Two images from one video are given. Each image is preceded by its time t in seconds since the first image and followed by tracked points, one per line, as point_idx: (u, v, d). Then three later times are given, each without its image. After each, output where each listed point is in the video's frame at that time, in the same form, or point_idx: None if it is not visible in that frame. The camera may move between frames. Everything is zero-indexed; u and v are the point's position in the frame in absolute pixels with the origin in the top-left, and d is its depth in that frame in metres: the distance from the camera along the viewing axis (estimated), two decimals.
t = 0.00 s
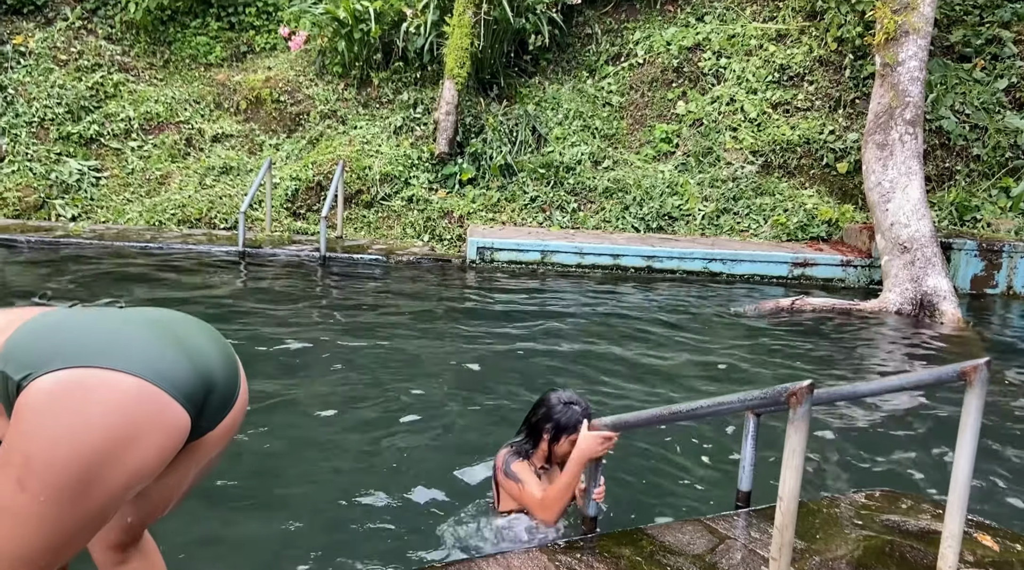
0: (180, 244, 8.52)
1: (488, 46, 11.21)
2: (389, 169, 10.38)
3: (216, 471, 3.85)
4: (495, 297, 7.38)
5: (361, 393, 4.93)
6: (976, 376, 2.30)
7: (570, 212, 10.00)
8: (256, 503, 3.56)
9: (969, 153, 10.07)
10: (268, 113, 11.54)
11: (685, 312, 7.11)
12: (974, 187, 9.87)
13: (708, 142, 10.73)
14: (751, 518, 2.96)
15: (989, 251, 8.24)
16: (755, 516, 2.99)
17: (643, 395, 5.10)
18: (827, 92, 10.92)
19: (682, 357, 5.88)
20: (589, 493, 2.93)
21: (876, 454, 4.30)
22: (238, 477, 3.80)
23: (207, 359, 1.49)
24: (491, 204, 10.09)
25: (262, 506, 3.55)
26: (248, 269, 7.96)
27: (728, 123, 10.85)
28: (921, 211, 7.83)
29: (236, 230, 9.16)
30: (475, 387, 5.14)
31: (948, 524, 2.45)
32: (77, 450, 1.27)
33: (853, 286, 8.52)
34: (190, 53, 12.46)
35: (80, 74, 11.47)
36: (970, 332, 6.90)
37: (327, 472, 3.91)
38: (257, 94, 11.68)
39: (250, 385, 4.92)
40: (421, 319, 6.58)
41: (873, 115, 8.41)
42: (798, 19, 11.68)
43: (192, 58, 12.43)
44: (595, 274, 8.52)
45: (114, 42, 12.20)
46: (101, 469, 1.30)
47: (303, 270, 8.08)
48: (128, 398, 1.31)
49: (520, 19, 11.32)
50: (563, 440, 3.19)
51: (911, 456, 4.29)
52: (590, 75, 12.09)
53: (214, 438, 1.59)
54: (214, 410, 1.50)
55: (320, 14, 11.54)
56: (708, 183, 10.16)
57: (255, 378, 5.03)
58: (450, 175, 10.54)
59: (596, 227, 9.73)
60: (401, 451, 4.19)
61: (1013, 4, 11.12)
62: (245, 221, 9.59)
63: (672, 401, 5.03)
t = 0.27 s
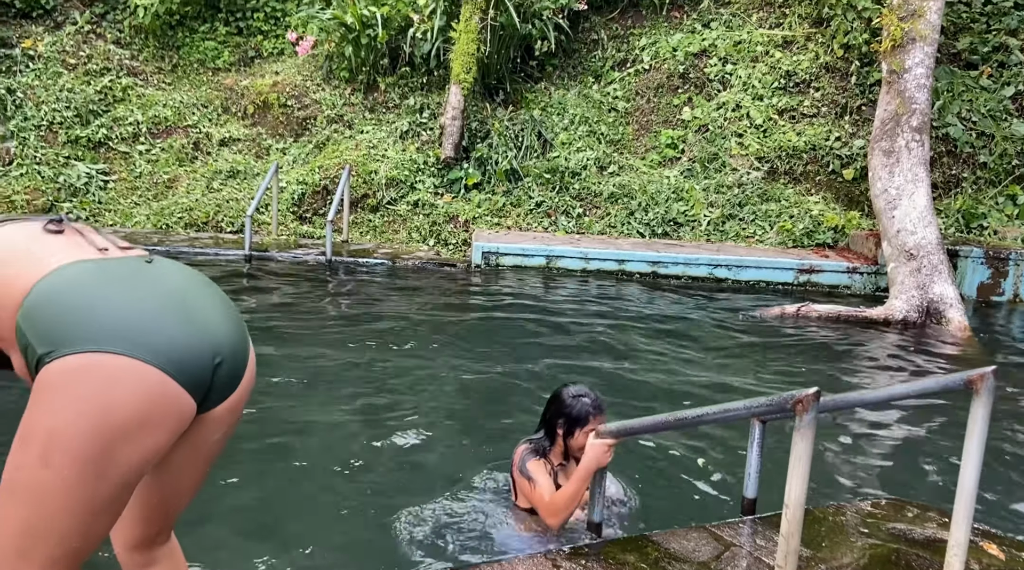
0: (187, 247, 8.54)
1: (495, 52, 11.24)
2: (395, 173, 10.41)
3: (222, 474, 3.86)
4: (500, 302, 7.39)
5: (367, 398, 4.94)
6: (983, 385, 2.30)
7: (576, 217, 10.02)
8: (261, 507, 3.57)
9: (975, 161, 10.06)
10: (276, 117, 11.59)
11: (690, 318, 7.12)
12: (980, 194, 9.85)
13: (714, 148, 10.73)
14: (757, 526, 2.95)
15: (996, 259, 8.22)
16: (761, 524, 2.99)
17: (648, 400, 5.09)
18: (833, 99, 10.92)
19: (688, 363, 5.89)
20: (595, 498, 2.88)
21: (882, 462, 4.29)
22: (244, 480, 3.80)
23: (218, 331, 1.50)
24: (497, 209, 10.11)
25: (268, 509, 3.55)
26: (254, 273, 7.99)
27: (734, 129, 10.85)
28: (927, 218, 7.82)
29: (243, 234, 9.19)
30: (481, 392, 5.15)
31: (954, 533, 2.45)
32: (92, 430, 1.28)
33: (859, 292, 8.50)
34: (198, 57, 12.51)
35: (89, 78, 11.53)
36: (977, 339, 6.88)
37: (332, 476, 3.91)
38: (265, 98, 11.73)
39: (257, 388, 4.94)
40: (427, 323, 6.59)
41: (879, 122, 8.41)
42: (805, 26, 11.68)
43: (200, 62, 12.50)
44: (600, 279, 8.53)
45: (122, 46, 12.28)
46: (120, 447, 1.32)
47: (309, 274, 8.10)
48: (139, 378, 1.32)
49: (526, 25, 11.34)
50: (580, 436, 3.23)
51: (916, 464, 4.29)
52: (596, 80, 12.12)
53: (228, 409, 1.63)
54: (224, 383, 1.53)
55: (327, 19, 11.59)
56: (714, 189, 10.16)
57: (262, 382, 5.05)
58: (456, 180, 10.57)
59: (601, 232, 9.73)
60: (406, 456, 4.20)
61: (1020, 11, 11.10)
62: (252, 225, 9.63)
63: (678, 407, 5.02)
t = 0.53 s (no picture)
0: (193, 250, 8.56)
1: (501, 56, 11.24)
2: (401, 177, 10.41)
3: (225, 476, 3.85)
4: (506, 306, 7.38)
5: (372, 401, 4.94)
6: (991, 393, 2.27)
7: (581, 222, 10.00)
8: (264, 509, 3.56)
9: (984, 167, 10.02)
10: (282, 120, 11.61)
11: (695, 323, 7.10)
12: (989, 201, 9.80)
13: (721, 153, 10.70)
14: (763, 533, 2.93)
15: (1004, 266, 8.18)
16: (767, 530, 2.96)
17: (653, 405, 5.07)
18: (841, 104, 10.89)
19: (693, 368, 5.86)
20: (601, 500, 2.84)
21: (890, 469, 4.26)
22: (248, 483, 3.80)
23: (219, 324, 1.68)
24: (503, 213, 10.10)
25: (271, 512, 3.54)
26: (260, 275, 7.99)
27: (741, 135, 10.83)
28: (935, 224, 7.78)
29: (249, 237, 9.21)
30: (486, 396, 5.13)
31: (962, 540, 2.42)
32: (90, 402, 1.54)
33: (867, 299, 8.46)
34: (205, 60, 12.55)
35: (96, 81, 11.58)
36: (985, 346, 6.84)
37: (336, 479, 3.90)
38: (272, 101, 11.76)
39: (262, 392, 4.94)
40: (431, 327, 6.58)
41: (887, 128, 8.39)
42: (812, 31, 11.65)
43: (207, 65, 12.54)
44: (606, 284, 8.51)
45: (130, 49, 12.33)
46: (111, 429, 1.56)
47: (314, 277, 8.10)
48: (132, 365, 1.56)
49: (533, 29, 11.34)
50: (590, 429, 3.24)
51: (924, 472, 4.25)
52: (603, 85, 12.12)
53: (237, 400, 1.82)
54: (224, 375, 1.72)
55: (334, 23, 11.61)
56: (720, 194, 10.13)
57: (267, 385, 5.05)
58: (462, 184, 10.57)
59: (607, 237, 9.72)
60: (411, 459, 4.18)
61: None
62: (258, 228, 9.64)
63: (684, 413, 5.00)
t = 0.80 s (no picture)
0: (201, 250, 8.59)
1: (509, 59, 11.25)
2: (409, 180, 10.43)
3: (231, 476, 3.85)
4: (512, 309, 7.38)
5: (378, 403, 4.94)
6: (1000, 399, 2.26)
7: (588, 225, 10.00)
8: (271, 509, 3.57)
9: (993, 172, 9.98)
10: (291, 123, 11.65)
11: (702, 327, 7.08)
12: (998, 207, 9.75)
13: (729, 157, 10.69)
14: (769, 538, 2.91)
15: (1014, 271, 8.13)
16: (773, 535, 2.95)
17: (660, 409, 5.06)
18: (850, 109, 10.86)
19: (700, 372, 5.85)
20: (607, 504, 2.83)
21: (898, 475, 4.24)
22: (254, 483, 3.80)
23: (196, 306, 1.80)
24: (510, 216, 10.11)
25: (277, 513, 3.54)
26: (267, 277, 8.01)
27: (749, 139, 10.81)
28: (944, 229, 7.75)
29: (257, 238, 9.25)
30: (492, 398, 5.13)
31: (970, 547, 2.41)
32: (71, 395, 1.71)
33: (875, 304, 8.43)
34: (215, 63, 12.61)
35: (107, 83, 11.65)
36: (993, 352, 6.80)
37: (343, 480, 3.90)
38: (281, 104, 11.80)
39: (268, 393, 4.95)
40: (438, 329, 6.58)
41: (896, 132, 8.37)
42: (821, 35, 11.63)
43: (217, 68, 12.60)
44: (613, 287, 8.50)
45: (141, 51, 12.40)
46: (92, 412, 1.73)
47: (321, 279, 8.12)
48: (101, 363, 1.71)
49: (541, 33, 11.35)
50: (604, 419, 3.22)
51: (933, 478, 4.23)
52: (611, 88, 12.13)
53: (231, 369, 1.93)
54: (208, 350, 1.84)
55: (343, 26, 11.64)
56: (728, 199, 10.11)
57: (274, 386, 5.06)
58: (469, 187, 10.59)
59: (614, 241, 9.71)
60: (416, 461, 4.18)
61: None
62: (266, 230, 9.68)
63: (690, 417, 4.99)
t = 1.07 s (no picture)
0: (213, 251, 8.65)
1: (520, 60, 11.25)
2: (419, 180, 10.45)
3: (241, 477, 3.86)
4: (522, 310, 7.38)
5: (387, 403, 4.95)
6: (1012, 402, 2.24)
7: (598, 226, 9.99)
8: (282, 509, 3.59)
9: (1007, 174, 9.92)
10: (302, 123, 11.69)
11: (711, 329, 7.06)
12: (1012, 209, 9.69)
13: (740, 158, 10.66)
14: (780, 541, 2.90)
15: None
16: (783, 538, 2.94)
17: (669, 411, 5.05)
18: (861, 110, 10.81)
19: (709, 374, 5.83)
20: (615, 504, 2.82)
21: (909, 478, 4.21)
22: (263, 485, 3.81)
23: (181, 307, 1.90)
24: (520, 217, 10.11)
25: (286, 513, 3.55)
26: (278, 277, 8.05)
27: (760, 140, 10.78)
28: (957, 232, 7.70)
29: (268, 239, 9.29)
30: (501, 399, 5.13)
31: (982, 550, 2.39)
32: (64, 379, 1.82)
33: (886, 306, 8.38)
34: (226, 64, 12.67)
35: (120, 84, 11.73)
36: (1006, 355, 6.76)
37: (353, 480, 3.91)
38: (291, 104, 11.84)
39: (278, 393, 4.96)
40: (447, 330, 6.59)
41: (908, 134, 8.32)
42: (833, 36, 11.58)
43: (228, 69, 12.66)
44: (622, 289, 8.49)
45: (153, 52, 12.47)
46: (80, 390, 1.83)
47: (331, 279, 8.15)
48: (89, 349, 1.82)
49: (551, 34, 11.35)
50: (624, 414, 3.16)
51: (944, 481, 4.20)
52: (621, 89, 12.11)
53: (220, 368, 2.01)
54: (193, 344, 1.92)
55: (354, 27, 11.67)
56: (738, 200, 10.08)
57: (283, 387, 5.08)
58: (479, 188, 10.60)
59: (624, 242, 9.71)
60: (425, 462, 4.19)
61: None
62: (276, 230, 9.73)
63: (700, 419, 4.97)
